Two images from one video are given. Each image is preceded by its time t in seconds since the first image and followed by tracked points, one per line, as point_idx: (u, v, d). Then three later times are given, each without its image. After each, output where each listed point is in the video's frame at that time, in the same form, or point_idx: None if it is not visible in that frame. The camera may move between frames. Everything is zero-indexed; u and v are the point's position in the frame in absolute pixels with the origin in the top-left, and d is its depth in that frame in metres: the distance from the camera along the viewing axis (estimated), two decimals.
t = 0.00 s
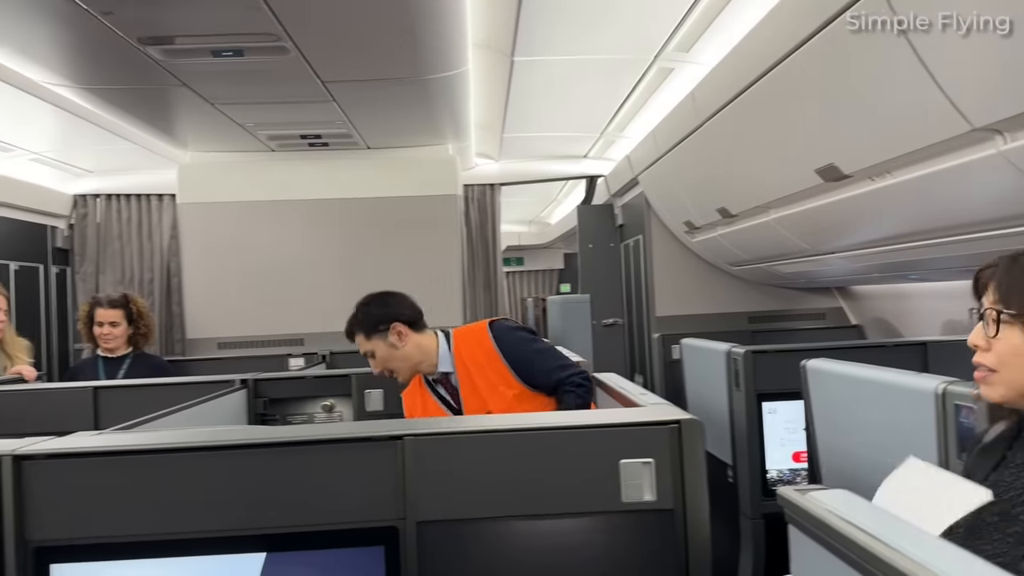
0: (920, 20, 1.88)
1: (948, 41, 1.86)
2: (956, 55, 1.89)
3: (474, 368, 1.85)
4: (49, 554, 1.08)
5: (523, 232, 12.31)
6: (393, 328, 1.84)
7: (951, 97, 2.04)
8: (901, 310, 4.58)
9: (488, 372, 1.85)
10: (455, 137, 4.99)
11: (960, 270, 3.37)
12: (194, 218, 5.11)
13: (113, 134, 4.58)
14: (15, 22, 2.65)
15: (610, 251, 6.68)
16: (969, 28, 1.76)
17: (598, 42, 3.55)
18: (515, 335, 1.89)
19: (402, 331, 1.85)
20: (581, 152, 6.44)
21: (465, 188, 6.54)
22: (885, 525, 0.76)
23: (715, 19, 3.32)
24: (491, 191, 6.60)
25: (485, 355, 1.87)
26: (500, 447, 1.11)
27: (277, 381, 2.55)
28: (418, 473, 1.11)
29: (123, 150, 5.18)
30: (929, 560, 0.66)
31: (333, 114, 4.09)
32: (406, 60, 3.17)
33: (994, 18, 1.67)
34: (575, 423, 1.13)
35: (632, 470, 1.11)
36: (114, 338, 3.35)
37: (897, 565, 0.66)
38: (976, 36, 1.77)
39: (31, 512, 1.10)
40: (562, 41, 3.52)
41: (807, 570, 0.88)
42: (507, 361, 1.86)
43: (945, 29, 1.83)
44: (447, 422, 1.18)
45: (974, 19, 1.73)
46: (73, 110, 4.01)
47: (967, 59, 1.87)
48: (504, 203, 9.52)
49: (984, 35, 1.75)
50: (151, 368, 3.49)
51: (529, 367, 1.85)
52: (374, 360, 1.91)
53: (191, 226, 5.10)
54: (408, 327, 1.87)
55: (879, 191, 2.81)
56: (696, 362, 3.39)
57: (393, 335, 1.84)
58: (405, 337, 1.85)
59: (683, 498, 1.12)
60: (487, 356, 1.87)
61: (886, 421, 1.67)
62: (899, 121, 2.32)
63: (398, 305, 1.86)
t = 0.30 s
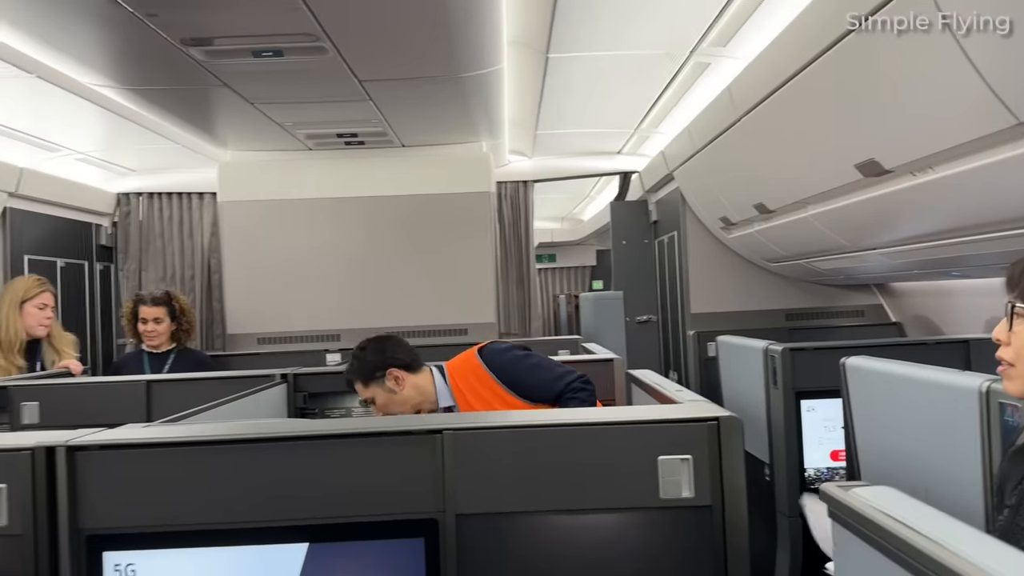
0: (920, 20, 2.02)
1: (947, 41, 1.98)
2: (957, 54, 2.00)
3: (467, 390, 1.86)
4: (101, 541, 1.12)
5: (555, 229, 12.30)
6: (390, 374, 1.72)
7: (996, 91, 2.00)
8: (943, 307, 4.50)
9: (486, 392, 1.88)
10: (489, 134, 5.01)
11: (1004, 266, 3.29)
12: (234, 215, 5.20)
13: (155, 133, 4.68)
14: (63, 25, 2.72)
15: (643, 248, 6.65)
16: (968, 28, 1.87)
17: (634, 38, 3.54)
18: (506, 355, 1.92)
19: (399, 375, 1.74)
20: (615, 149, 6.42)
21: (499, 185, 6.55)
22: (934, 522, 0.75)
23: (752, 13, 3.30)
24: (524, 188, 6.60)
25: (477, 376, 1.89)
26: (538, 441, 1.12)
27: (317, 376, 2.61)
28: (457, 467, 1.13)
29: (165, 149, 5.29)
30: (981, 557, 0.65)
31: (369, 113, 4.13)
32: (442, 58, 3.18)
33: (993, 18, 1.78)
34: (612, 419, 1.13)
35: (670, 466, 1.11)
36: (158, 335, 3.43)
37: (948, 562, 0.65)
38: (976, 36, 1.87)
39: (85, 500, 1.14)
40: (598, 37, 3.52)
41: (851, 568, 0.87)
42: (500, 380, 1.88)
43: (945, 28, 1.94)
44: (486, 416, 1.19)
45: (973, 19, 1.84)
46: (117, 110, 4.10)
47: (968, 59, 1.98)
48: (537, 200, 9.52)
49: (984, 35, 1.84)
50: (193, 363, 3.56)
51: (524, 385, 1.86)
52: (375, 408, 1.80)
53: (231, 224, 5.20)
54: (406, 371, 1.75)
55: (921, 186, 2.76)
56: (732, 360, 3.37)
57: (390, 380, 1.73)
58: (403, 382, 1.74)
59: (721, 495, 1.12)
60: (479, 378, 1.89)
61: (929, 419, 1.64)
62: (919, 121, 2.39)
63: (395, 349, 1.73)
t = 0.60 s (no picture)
0: (920, 20, 2.19)
1: (946, 39, 2.14)
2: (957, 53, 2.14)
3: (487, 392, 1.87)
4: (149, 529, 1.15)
5: (587, 225, 12.26)
6: (410, 395, 1.68)
7: None
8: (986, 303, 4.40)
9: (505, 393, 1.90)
10: (522, 131, 5.02)
11: None
12: (271, 212, 5.28)
13: (195, 131, 4.77)
14: (107, 25, 2.78)
15: (677, 243, 6.61)
16: (968, 27, 2.01)
17: (670, 31, 3.51)
18: (521, 364, 1.93)
19: (420, 395, 1.69)
20: (649, 144, 6.39)
21: (531, 181, 6.54)
22: (988, 521, 0.74)
23: (790, 7, 3.27)
24: (557, 184, 6.59)
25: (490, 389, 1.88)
26: (576, 436, 1.13)
27: (353, 370, 2.64)
28: (495, 460, 1.13)
29: (204, 147, 5.39)
30: None
31: (404, 110, 4.16)
32: (477, 55, 3.19)
33: (995, 19, 1.89)
34: (650, 414, 1.13)
35: (710, 462, 1.10)
36: (203, 329, 3.50)
37: (1005, 561, 0.64)
38: (976, 35, 2.00)
39: (133, 489, 1.17)
40: (634, 32, 3.50)
41: (899, 566, 0.85)
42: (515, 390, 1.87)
43: (946, 28, 2.10)
44: (523, 411, 1.20)
45: (973, 20, 1.98)
46: (158, 108, 4.19)
47: (968, 57, 2.11)
48: (569, 196, 9.50)
49: (985, 35, 1.97)
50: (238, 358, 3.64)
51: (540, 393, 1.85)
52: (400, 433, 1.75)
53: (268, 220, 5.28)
54: (426, 391, 1.70)
55: (965, 180, 2.70)
56: (769, 356, 3.33)
57: (412, 402, 1.68)
58: (424, 403, 1.68)
59: (761, 492, 1.11)
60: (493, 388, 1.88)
61: (974, 417, 1.60)
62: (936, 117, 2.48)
63: (415, 368, 1.70)
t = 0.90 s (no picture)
0: (921, 20, 2.37)
1: (945, 38, 2.31)
2: (957, 51, 2.30)
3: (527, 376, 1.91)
4: (194, 519, 1.17)
5: (619, 220, 12.19)
6: (446, 395, 1.66)
7: None
8: None
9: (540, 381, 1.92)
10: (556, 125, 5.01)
11: None
12: (307, 207, 5.35)
13: (233, 128, 4.84)
14: (149, 23, 2.83)
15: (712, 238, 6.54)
16: (968, 27, 2.17)
17: (708, 23, 3.47)
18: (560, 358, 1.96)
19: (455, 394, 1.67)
20: (684, 137, 6.33)
21: (564, 176, 6.51)
22: None
23: None
24: (590, 179, 6.56)
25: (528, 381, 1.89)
26: (614, 432, 1.12)
27: (388, 363, 2.66)
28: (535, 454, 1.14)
29: (241, 144, 5.47)
30: None
31: (439, 106, 4.18)
32: (512, 49, 3.19)
33: (995, 19, 2.03)
34: (691, 411, 1.12)
35: (751, 459, 1.09)
36: (241, 324, 3.56)
37: None
38: (975, 35, 2.16)
39: (179, 479, 1.20)
40: (671, 25, 3.47)
41: (951, 565, 0.84)
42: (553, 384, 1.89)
43: (945, 28, 2.27)
44: (563, 406, 1.20)
45: (973, 20, 2.13)
46: (197, 105, 4.25)
47: (966, 56, 2.27)
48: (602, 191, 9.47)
49: (985, 34, 2.11)
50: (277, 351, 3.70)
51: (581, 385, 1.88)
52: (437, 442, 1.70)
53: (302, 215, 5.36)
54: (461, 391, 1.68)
55: (1011, 175, 2.63)
56: (807, 353, 3.29)
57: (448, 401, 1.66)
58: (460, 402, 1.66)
59: (804, 489, 1.09)
60: (532, 378, 1.89)
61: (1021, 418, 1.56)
62: (948, 113, 2.60)
63: (448, 368, 1.69)
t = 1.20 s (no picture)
0: (922, 21, 2.63)
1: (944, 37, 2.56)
2: (958, 51, 2.52)
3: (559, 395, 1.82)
4: (237, 509, 1.20)
5: (651, 216, 12.11)
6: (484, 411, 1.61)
7: None
8: None
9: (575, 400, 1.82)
10: (589, 121, 5.00)
11: None
12: (341, 204, 5.40)
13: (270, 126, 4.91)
14: (190, 23, 2.89)
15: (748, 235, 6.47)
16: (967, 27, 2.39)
17: (745, 18, 3.43)
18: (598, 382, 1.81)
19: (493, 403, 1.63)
20: (719, 133, 6.27)
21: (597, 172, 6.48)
22: None
23: None
24: (623, 175, 6.52)
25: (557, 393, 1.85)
26: (652, 428, 1.12)
27: (422, 359, 2.66)
28: (572, 450, 1.14)
29: (279, 142, 5.54)
30: None
31: (473, 103, 4.19)
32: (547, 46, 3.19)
33: (996, 20, 2.23)
34: (730, 409, 1.12)
35: (791, 457, 1.09)
36: (276, 322, 3.62)
37: None
38: (975, 34, 2.37)
39: (221, 470, 1.23)
40: (708, 19, 3.44)
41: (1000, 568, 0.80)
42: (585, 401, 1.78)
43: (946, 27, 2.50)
44: (599, 402, 1.20)
45: (973, 21, 2.35)
46: (236, 104, 4.32)
47: (966, 55, 2.49)
48: (635, 187, 9.42)
49: (985, 34, 2.32)
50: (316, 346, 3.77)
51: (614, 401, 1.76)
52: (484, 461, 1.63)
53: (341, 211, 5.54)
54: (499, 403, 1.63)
55: None
56: (844, 351, 3.24)
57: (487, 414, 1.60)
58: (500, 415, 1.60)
59: (845, 489, 1.08)
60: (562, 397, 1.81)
61: None
62: (993, 107, 2.55)
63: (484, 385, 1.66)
